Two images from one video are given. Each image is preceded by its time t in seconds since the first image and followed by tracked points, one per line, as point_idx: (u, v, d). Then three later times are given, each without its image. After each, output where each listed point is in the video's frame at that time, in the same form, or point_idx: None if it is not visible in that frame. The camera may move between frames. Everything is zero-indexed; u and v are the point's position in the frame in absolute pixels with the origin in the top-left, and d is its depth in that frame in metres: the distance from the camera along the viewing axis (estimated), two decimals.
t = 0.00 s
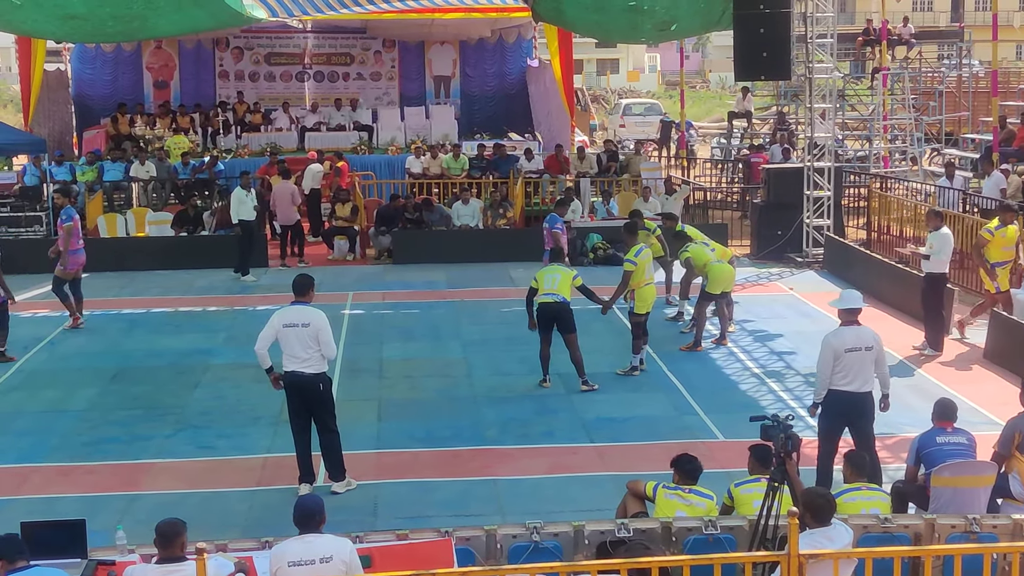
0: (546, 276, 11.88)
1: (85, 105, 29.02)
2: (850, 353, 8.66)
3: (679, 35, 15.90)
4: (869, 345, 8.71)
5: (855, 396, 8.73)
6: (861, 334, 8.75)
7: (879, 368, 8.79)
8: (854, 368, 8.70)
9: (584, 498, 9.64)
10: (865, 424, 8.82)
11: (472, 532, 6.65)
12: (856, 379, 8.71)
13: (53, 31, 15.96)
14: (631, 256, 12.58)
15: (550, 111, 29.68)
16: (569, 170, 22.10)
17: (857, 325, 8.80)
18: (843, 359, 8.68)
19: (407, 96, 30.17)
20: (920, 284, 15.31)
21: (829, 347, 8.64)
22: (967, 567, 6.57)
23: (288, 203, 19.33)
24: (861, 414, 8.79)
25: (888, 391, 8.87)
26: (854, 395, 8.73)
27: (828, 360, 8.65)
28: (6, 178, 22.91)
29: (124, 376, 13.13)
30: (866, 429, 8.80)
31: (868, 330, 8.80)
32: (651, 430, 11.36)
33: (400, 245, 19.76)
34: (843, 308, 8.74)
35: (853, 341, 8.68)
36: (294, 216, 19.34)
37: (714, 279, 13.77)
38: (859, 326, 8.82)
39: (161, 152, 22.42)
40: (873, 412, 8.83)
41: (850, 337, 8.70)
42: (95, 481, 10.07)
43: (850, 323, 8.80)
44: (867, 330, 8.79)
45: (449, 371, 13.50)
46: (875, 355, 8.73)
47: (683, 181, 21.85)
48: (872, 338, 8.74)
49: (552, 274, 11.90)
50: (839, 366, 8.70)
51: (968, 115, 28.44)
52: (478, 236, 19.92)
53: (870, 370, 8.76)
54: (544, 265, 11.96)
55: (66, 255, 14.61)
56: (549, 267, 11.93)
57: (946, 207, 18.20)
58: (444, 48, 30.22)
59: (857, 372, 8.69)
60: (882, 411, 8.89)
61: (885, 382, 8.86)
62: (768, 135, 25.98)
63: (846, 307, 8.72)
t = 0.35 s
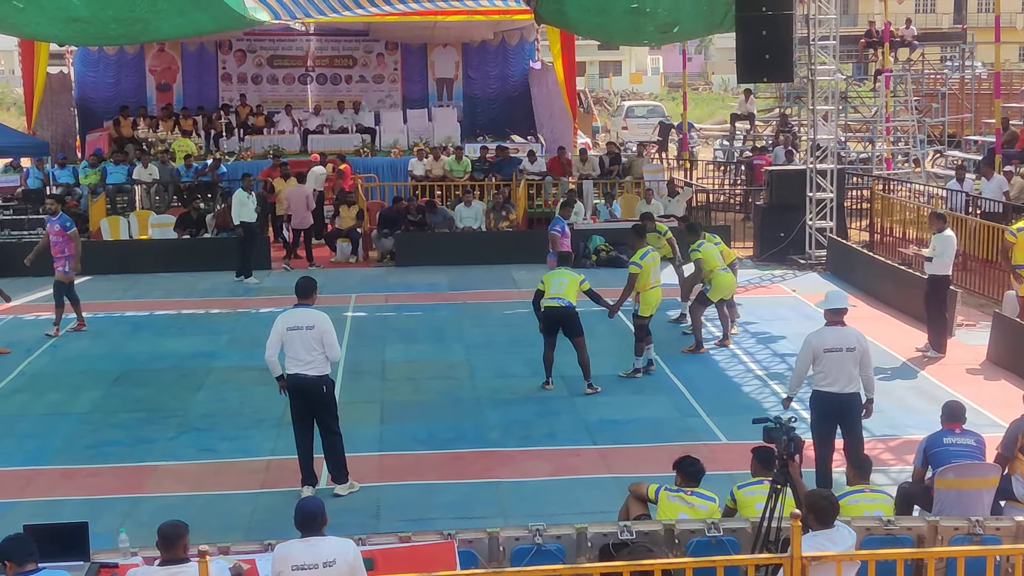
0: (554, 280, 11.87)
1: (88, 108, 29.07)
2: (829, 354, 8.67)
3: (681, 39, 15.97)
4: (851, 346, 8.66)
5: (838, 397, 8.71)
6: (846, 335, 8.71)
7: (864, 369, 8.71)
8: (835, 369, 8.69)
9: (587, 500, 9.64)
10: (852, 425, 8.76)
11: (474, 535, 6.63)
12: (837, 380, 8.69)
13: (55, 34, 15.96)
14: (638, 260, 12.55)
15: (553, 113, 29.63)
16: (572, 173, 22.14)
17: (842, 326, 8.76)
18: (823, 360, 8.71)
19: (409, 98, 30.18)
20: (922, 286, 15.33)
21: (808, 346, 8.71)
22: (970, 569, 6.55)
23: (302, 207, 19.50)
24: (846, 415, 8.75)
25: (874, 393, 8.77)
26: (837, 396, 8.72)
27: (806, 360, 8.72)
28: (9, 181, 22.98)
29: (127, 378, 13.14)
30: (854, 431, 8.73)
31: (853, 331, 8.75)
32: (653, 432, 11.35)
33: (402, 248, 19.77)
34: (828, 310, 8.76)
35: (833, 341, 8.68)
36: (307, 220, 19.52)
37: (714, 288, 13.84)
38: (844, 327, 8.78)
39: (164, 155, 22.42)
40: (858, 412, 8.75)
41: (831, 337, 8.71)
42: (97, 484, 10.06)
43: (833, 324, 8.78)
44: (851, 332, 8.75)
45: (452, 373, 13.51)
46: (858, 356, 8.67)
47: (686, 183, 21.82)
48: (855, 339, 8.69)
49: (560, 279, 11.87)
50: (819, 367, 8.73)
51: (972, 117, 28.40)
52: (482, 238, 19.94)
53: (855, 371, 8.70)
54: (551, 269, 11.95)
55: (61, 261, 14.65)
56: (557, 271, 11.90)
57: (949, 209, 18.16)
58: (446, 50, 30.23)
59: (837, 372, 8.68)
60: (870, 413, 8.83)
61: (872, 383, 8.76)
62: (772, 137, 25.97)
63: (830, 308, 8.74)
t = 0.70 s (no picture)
0: (576, 287, 11.84)
1: (89, 107, 29.06)
2: (824, 351, 8.68)
3: (683, 38, 16.03)
4: (849, 345, 8.63)
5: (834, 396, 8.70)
6: (843, 334, 8.71)
7: (862, 368, 8.66)
8: (830, 367, 8.68)
9: (588, 499, 9.64)
10: (850, 424, 8.73)
11: (476, 534, 6.62)
12: (833, 378, 8.69)
13: (55, 33, 15.97)
14: (664, 264, 12.55)
15: (554, 112, 29.62)
16: (573, 171, 22.11)
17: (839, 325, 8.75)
18: (819, 358, 8.71)
19: (411, 98, 30.19)
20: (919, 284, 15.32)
21: (802, 345, 8.75)
22: (972, 569, 6.55)
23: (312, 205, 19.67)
24: (844, 412, 8.74)
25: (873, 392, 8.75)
26: (832, 394, 8.72)
27: (801, 358, 8.75)
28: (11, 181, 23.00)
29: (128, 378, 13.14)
30: (852, 430, 8.71)
31: (850, 330, 8.74)
32: (655, 431, 11.35)
33: (404, 247, 19.78)
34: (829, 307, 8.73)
35: (830, 340, 8.67)
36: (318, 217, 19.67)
37: (725, 280, 13.95)
38: (841, 324, 8.77)
39: (166, 154, 22.42)
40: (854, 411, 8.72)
41: (827, 335, 8.71)
42: (98, 483, 10.07)
43: (832, 322, 8.77)
44: (849, 330, 8.73)
45: (454, 372, 13.50)
46: (855, 355, 8.63)
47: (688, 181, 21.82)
48: (852, 338, 8.66)
49: (580, 284, 11.83)
50: (815, 365, 8.74)
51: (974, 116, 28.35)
52: (483, 238, 19.94)
53: (853, 370, 8.67)
54: (573, 273, 11.91)
55: (47, 261, 14.66)
56: (578, 276, 11.87)
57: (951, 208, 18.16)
58: (448, 49, 30.23)
59: (834, 371, 8.67)
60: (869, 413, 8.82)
61: (870, 383, 8.71)
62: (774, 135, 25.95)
63: (830, 306, 8.73)
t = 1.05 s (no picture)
0: (595, 288, 11.79)
1: (90, 107, 29.05)
2: (830, 351, 8.69)
3: (684, 37, 16.10)
4: (855, 345, 8.63)
5: (842, 396, 8.71)
6: (851, 334, 8.70)
7: (869, 369, 8.64)
8: (837, 367, 8.70)
9: (589, 498, 9.64)
10: (858, 423, 8.74)
11: (477, 533, 6.62)
12: (839, 378, 8.70)
13: (56, 33, 15.98)
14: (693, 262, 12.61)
15: (554, 111, 29.61)
16: (573, 170, 22.10)
17: (847, 324, 8.75)
18: (826, 358, 8.74)
19: (410, 97, 30.19)
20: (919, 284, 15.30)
21: (810, 345, 8.78)
22: (972, 568, 6.56)
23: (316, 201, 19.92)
24: (851, 413, 8.75)
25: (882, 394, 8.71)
26: (838, 394, 8.73)
27: (809, 359, 8.78)
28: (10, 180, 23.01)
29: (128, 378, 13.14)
30: (860, 429, 8.72)
31: (859, 331, 8.70)
32: (655, 431, 11.34)
33: (404, 246, 19.78)
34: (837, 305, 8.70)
35: (837, 340, 8.69)
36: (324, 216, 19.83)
37: (725, 280, 13.92)
38: (851, 324, 8.76)
39: (166, 153, 22.43)
40: (863, 411, 8.72)
41: (835, 335, 8.73)
42: (99, 482, 10.08)
43: (841, 322, 8.77)
44: (858, 331, 8.72)
45: (454, 372, 13.50)
46: (861, 356, 8.61)
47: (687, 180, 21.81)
48: (858, 339, 8.64)
49: (600, 285, 11.80)
50: (822, 365, 8.76)
51: (974, 114, 28.32)
52: (482, 237, 19.95)
53: (860, 370, 8.66)
54: (590, 276, 11.87)
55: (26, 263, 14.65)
56: (596, 278, 11.82)
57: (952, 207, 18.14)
58: (448, 49, 30.22)
59: (841, 371, 8.69)
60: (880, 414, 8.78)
61: (878, 384, 8.68)
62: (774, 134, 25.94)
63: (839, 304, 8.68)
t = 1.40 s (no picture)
0: (618, 282, 11.74)
1: (87, 106, 29.01)
2: (848, 349, 8.73)
3: (680, 35, 15.95)
4: (872, 344, 8.63)
5: (857, 394, 8.73)
6: (870, 334, 8.71)
7: (885, 368, 8.63)
8: (853, 365, 8.72)
9: (586, 496, 9.64)
10: (871, 422, 8.76)
11: (474, 531, 6.63)
12: (854, 376, 8.72)
13: (53, 32, 15.97)
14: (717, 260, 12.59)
15: (551, 108, 29.61)
16: (570, 168, 22.07)
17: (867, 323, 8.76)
18: (844, 356, 8.77)
19: (408, 95, 30.19)
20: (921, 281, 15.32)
21: (829, 344, 8.83)
22: (969, 565, 6.57)
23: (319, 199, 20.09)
24: (865, 412, 8.76)
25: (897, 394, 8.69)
26: (853, 392, 8.75)
27: (828, 357, 8.83)
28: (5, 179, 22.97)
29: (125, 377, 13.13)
30: (872, 427, 8.74)
31: (876, 330, 8.70)
32: (653, 428, 11.35)
33: (401, 244, 19.77)
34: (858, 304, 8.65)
35: (854, 338, 8.73)
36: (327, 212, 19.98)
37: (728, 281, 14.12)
38: (871, 324, 8.76)
39: (162, 152, 22.43)
40: (878, 409, 8.72)
41: (852, 334, 8.76)
42: (96, 482, 10.07)
43: (860, 321, 8.79)
44: (878, 330, 8.71)
45: (452, 370, 13.50)
46: (878, 354, 8.61)
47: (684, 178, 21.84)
48: (875, 338, 8.65)
49: (625, 281, 11.77)
50: (839, 363, 8.79)
51: (970, 112, 28.34)
52: (478, 235, 19.95)
53: (876, 369, 8.65)
54: (612, 271, 11.81)
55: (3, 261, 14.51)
56: (619, 272, 11.79)
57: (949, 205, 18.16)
58: (445, 47, 30.22)
59: (857, 370, 8.72)
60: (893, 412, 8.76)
61: (894, 382, 8.67)
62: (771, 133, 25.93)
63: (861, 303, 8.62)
